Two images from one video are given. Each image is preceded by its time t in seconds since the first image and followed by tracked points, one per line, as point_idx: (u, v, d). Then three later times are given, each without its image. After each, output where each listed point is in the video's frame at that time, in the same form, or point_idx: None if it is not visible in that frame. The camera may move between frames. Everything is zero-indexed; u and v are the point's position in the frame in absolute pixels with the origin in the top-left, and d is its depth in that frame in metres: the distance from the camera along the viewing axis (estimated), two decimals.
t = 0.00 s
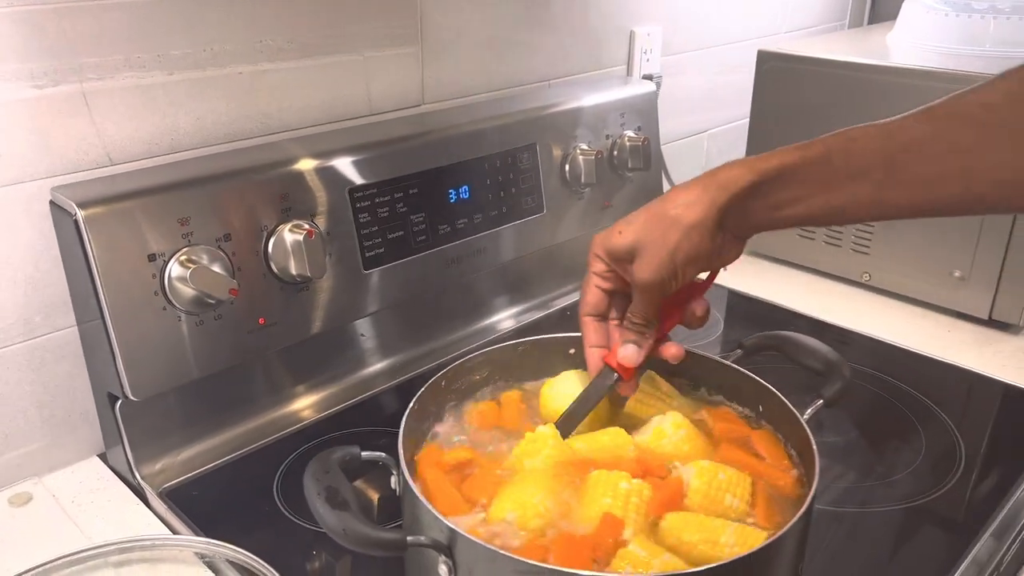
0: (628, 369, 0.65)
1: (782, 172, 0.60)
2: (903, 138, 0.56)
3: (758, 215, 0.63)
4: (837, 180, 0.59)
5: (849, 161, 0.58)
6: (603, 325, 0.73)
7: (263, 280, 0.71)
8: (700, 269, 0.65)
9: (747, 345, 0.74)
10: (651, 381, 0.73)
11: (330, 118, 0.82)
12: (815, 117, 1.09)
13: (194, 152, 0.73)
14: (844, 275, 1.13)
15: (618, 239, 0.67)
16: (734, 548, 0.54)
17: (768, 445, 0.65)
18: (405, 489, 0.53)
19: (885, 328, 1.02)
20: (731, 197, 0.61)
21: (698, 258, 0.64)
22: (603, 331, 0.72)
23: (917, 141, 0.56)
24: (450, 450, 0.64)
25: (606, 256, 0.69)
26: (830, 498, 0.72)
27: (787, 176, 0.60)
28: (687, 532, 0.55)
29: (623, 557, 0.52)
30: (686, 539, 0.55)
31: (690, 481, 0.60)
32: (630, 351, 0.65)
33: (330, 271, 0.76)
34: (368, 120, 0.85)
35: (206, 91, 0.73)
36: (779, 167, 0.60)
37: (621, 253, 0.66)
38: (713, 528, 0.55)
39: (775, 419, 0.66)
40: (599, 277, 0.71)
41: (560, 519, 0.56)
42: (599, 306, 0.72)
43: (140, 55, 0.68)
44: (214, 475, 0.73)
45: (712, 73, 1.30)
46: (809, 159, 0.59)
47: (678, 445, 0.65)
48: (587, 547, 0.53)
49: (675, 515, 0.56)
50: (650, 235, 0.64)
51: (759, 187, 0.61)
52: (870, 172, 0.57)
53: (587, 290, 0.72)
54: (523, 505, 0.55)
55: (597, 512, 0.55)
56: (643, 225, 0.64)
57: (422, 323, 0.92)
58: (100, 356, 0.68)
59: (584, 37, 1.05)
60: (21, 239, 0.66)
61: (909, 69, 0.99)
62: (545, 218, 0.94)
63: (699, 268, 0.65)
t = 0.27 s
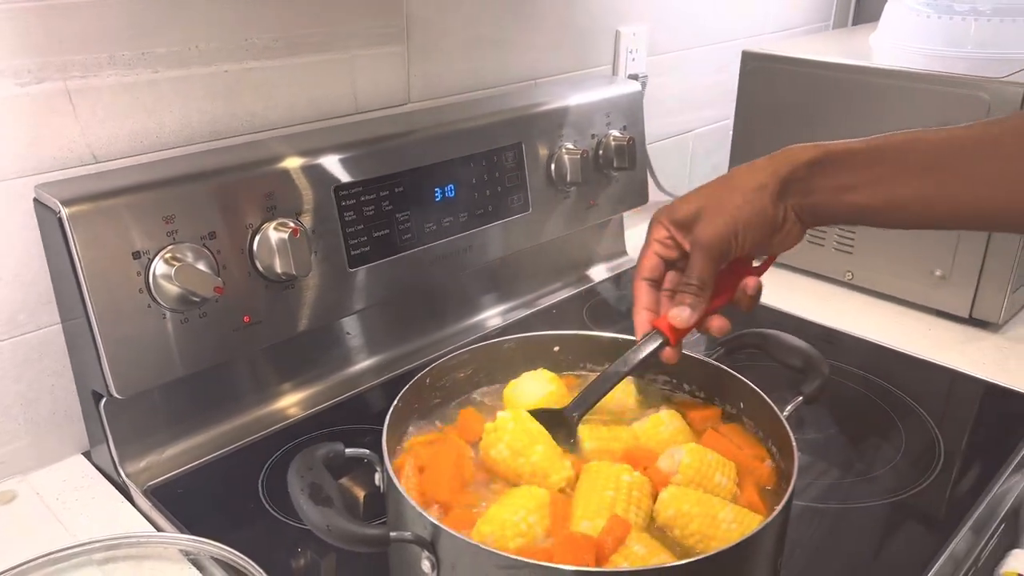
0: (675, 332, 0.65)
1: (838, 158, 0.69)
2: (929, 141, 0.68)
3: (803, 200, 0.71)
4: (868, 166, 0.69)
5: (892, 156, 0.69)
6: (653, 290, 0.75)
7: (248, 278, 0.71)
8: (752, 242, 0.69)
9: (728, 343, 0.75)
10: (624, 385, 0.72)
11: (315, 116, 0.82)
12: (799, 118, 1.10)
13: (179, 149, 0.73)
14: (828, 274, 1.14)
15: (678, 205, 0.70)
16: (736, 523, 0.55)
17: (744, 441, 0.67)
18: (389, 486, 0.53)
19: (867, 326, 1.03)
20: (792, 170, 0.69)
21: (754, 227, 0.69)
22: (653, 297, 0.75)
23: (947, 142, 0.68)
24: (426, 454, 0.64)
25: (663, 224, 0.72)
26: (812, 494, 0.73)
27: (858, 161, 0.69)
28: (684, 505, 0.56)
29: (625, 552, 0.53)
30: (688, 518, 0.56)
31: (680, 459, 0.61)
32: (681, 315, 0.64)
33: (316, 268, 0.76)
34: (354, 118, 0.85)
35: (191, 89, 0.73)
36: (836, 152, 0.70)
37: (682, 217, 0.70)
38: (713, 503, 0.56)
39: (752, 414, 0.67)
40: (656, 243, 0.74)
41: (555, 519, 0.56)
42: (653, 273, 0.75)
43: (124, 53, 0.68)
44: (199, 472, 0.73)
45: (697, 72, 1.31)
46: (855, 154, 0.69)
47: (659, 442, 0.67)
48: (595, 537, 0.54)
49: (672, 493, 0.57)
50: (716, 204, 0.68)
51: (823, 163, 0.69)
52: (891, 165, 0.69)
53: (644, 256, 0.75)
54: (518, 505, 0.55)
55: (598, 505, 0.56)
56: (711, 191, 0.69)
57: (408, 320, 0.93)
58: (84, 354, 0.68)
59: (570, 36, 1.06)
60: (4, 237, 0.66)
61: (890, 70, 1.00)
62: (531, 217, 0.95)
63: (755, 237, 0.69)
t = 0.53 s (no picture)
0: (754, 258, 0.69)
1: (865, 119, 0.76)
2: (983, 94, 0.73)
3: (851, 139, 0.76)
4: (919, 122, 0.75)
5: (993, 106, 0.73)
6: (740, 205, 0.80)
7: (238, 281, 0.71)
8: (821, 127, 0.77)
9: (719, 347, 0.75)
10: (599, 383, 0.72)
11: (306, 119, 0.82)
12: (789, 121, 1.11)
13: (169, 153, 0.73)
14: (818, 277, 1.15)
15: (796, 131, 0.78)
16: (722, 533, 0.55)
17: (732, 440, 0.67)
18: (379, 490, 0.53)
19: (856, 329, 1.04)
20: (917, 126, 0.75)
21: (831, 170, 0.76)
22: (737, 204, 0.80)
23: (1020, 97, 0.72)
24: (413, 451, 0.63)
25: (777, 147, 0.79)
26: (800, 497, 0.73)
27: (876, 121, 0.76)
28: (668, 518, 0.56)
29: (619, 561, 0.53)
30: (673, 525, 0.55)
31: (664, 471, 0.61)
32: (771, 255, 0.69)
33: (307, 272, 0.76)
34: (345, 121, 0.85)
35: (181, 92, 0.72)
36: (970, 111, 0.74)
37: (774, 135, 0.79)
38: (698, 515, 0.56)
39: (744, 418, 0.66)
40: (761, 147, 0.80)
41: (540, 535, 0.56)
42: (743, 186, 0.80)
43: (114, 56, 0.68)
44: (189, 476, 0.73)
45: (688, 75, 1.31)
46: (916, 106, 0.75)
47: (648, 444, 0.67)
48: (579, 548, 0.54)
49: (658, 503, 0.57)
50: (836, 143, 0.77)
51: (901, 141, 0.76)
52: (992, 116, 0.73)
53: (740, 167, 0.80)
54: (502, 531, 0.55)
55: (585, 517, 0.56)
56: (843, 113, 0.76)
57: (399, 323, 0.93)
58: (74, 358, 0.68)
59: (561, 39, 1.06)
60: None
61: (879, 74, 1.01)
62: (522, 220, 0.95)
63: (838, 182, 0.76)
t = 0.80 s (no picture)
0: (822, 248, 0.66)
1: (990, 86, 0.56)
2: None
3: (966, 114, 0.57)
4: None
5: None
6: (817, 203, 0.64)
7: (232, 275, 0.71)
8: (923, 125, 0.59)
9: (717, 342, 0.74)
10: (586, 368, 0.71)
11: (300, 112, 0.82)
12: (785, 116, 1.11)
13: (162, 145, 0.73)
14: (814, 273, 1.15)
15: (881, 113, 0.59)
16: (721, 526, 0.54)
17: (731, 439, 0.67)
18: (374, 485, 0.53)
19: (852, 325, 1.03)
20: None
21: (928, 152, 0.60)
22: (822, 204, 0.64)
23: None
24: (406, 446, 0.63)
25: (849, 136, 0.61)
26: (797, 492, 0.73)
27: None
28: (665, 514, 0.55)
29: (615, 552, 0.52)
30: (671, 520, 0.55)
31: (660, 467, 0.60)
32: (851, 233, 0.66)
33: (301, 265, 0.75)
34: (340, 114, 0.85)
35: (174, 84, 0.72)
36: None
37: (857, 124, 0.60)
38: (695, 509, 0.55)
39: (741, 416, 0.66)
40: (839, 137, 0.61)
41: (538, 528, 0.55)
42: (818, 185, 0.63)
43: (105, 47, 0.67)
44: (182, 471, 0.73)
45: (685, 70, 1.31)
46: None
47: (646, 440, 0.66)
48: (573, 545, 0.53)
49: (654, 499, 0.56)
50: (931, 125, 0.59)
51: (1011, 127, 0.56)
52: None
53: (819, 157, 0.62)
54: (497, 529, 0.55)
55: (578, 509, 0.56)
56: (934, 94, 0.58)
57: (394, 317, 0.92)
58: (65, 352, 0.67)
59: (557, 33, 1.05)
60: None
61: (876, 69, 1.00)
62: (518, 214, 0.94)
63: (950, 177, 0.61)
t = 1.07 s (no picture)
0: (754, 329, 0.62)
1: (934, 199, 0.52)
2: None
3: (919, 220, 0.52)
4: None
5: None
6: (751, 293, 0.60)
7: (230, 272, 0.71)
8: (869, 231, 0.53)
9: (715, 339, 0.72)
10: (570, 361, 0.70)
11: (299, 109, 0.82)
12: (785, 114, 1.10)
13: (160, 142, 0.72)
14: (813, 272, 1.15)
15: (827, 211, 0.54)
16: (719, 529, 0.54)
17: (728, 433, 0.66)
18: (372, 483, 0.52)
19: (851, 324, 1.03)
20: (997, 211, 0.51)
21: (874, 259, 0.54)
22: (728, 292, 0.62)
23: None
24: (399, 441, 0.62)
25: (780, 239, 0.56)
26: (795, 491, 0.73)
27: (943, 174, 0.52)
28: (662, 519, 0.55)
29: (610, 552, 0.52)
30: (667, 523, 0.54)
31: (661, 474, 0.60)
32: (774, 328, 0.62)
33: (299, 263, 0.75)
34: (338, 112, 0.85)
35: (172, 81, 0.72)
36: None
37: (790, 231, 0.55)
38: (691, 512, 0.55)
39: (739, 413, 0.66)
40: (773, 233, 0.56)
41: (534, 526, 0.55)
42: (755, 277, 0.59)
43: (103, 44, 0.67)
44: (180, 469, 0.73)
45: (684, 68, 1.31)
46: (939, 178, 0.52)
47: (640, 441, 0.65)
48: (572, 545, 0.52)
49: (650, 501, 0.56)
50: (877, 230, 0.53)
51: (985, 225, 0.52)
52: None
53: (742, 252, 0.59)
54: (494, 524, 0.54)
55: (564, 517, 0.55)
56: (873, 208, 0.53)
57: (393, 315, 0.92)
58: (63, 349, 0.67)
59: (556, 31, 1.05)
60: None
61: (876, 67, 1.00)
62: (516, 212, 0.94)
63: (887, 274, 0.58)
